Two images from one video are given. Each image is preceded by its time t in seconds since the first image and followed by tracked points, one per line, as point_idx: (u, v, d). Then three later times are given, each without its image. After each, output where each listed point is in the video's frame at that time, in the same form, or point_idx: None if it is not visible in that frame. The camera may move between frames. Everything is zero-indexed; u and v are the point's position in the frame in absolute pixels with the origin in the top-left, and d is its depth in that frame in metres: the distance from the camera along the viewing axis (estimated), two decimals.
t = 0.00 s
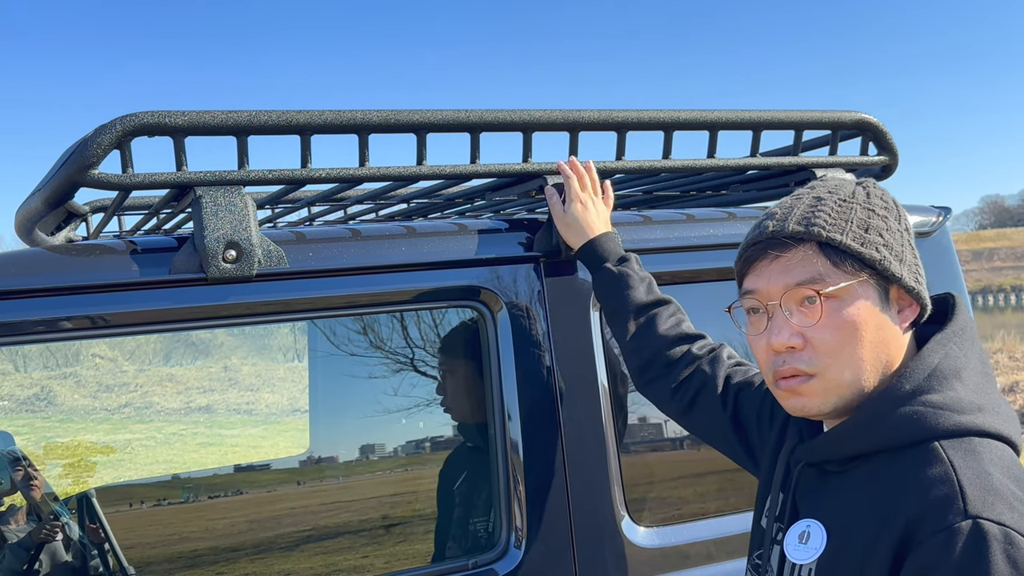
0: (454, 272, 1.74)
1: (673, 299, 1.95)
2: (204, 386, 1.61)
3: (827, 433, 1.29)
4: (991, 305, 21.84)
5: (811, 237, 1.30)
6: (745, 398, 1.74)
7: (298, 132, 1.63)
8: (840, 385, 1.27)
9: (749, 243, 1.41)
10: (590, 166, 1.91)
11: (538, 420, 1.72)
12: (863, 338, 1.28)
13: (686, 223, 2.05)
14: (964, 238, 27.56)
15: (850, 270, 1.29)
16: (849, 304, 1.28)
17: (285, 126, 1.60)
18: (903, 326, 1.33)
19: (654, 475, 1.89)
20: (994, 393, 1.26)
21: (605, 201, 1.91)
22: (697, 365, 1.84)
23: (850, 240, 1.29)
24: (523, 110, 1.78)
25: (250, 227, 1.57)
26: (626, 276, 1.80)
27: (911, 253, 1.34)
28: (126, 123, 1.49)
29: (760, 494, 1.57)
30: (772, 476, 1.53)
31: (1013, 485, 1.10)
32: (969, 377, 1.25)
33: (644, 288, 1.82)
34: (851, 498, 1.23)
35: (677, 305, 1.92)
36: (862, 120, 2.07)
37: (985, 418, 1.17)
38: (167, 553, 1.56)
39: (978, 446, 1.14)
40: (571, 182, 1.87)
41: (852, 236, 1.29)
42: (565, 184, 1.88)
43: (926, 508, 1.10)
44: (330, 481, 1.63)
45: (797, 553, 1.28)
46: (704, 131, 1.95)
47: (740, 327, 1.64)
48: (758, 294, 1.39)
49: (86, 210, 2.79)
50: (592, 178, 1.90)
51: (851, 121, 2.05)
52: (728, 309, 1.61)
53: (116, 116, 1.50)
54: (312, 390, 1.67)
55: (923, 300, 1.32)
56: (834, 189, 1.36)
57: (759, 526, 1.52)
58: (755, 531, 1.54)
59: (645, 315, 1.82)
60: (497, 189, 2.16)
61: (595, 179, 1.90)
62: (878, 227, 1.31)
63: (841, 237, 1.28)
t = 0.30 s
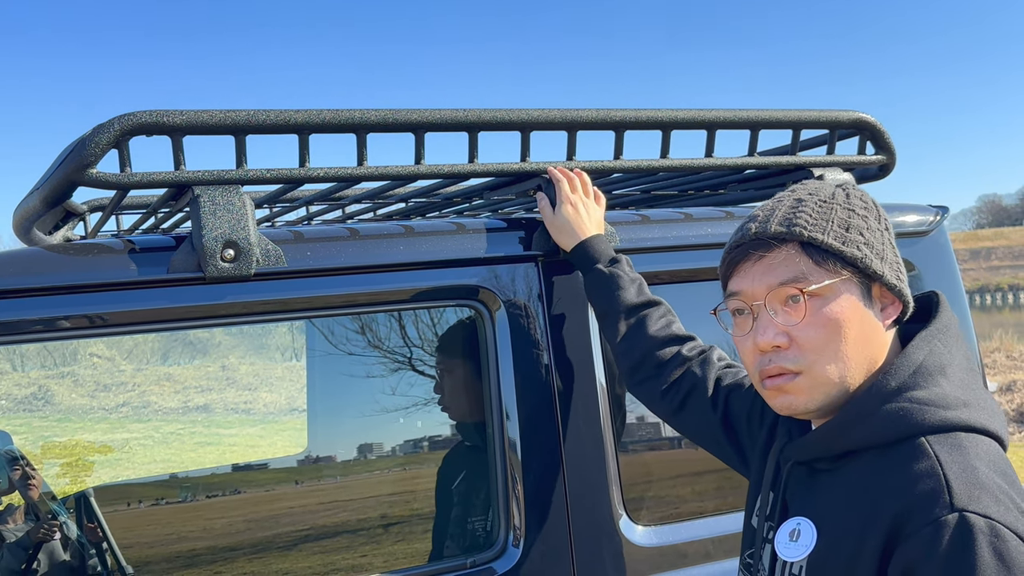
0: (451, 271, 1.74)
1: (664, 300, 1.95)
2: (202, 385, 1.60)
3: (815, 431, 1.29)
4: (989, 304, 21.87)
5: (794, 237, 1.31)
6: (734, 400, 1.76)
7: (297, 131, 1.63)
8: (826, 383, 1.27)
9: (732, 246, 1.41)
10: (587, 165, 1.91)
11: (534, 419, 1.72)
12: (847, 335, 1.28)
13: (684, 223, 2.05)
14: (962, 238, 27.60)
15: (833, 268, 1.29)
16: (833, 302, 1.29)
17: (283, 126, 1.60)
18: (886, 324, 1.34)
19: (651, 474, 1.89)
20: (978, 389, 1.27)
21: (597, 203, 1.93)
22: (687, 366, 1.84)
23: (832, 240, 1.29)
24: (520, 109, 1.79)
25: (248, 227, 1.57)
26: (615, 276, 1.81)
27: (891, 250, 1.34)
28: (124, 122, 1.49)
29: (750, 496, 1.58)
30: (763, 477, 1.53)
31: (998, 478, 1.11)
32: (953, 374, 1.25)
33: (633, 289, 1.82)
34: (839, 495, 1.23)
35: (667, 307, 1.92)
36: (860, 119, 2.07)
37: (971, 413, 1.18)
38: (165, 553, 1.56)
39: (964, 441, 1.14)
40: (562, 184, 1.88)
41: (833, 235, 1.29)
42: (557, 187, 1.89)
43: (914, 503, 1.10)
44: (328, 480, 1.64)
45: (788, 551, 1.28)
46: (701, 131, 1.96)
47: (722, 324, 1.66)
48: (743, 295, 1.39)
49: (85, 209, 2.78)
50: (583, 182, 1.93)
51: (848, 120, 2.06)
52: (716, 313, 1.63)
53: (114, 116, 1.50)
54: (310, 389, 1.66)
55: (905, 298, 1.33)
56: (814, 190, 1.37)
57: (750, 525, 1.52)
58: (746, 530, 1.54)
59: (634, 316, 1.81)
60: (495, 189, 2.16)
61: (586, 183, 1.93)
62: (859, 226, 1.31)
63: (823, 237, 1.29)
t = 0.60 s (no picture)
0: (448, 271, 1.74)
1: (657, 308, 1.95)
2: (199, 384, 1.60)
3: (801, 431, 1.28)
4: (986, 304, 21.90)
5: (781, 241, 1.31)
6: (722, 405, 1.76)
7: (293, 130, 1.63)
8: (814, 385, 1.28)
9: (718, 248, 1.40)
10: (583, 165, 1.91)
11: (531, 418, 1.72)
12: (833, 338, 1.29)
13: (680, 222, 2.05)
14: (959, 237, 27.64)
15: (819, 272, 1.30)
16: (819, 304, 1.29)
17: (280, 125, 1.60)
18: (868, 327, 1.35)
19: (647, 473, 1.89)
20: (958, 382, 1.28)
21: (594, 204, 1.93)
22: (675, 374, 1.84)
23: (818, 243, 1.30)
24: (517, 109, 1.79)
25: (244, 226, 1.57)
26: (612, 283, 1.80)
27: (873, 254, 1.36)
28: (120, 121, 1.48)
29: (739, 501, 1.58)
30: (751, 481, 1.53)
31: (984, 468, 1.12)
32: (933, 368, 1.26)
33: (627, 296, 1.82)
34: (829, 493, 1.23)
35: (658, 315, 1.92)
36: (856, 118, 2.07)
37: (953, 406, 1.19)
38: (161, 552, 1.55)
39: (948, 433, 1.15)
40: (558, 187, 1.89)
41: (819, 239, 1.30)
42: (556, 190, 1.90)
43: (904, 496, 1.10)
44: (325, 480, 1.64)
45: (780, 551, 1.27)
46: (698, 130, 1.96)
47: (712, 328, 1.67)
48: (730, 297, 1.38)
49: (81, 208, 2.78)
50: (580, 183, 1.93)
51: (845, 120, 2.06)
52: (704, 317, 1.65)
53: (109, 115, 1.50)
54: (307, 387, 1.66)
55: (887, 300, 1.34)
56: (798, 194, 1.37)
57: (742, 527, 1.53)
58: (738, 531, 1.54)
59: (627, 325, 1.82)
60: (491, 188, 2.16)
61: (582, 184, 1.93)
62: (843, 230, 1.33)
63: (810, 241, 1.29)
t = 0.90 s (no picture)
0: (443, 270, 1.74)
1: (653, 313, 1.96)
2: (195, 384, 1.60)
3: (794, 427, 1.29)
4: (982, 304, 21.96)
5: (757, 238, 1.33)
6: (721, 409, 1.78)
7: (289, 129, 1.63)
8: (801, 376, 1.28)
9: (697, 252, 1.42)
10: (579, 165, 1.91)
11: (526, 416, 1.72)
12: (817, 327, 1.30)
13: (676, 222, 2.05)
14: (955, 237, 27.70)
15: (797, 265, 1.31)
16: (800, 295, 1.30)
17: (276, 124, 1.60)
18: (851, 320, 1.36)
19: (643, 473, 1.89)
20: (946, 370, 1.28)
21: (592, 205, 1.92)
22: (673, 377, 1.86)
23: (792, 238, 1.31)
24: (513, 108, 1.79)
25: (241, 226, 1.57)
26: (609, 285, 1.80)
27: (849, 246, 1.37)
28: (116, 120, 1.48)
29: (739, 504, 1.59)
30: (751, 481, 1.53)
31: (977, 448, 1.12)
32: (920, 356, 1.27)
33: (624, 300, 1.83)
34: (826, 487, 1.23)
35: (655, 320, 1.93)
36: (851, 118, 2.08)
37: (942, 391, 1.19)
38: (158, 552, 1.55)
39: (939, 418, 1.16)
40: (558, 190, 1.89)
41: (794, 234, 1.32)
42: (553, 192, 1.90)
43: (899, 482, 1.11)
44: (321, 479, 1.63)
45: (783, 549, 1.27)
46: (693, 129, 1.96)
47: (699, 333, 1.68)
48: (713, 298, 1.40)
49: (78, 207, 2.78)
50: (577, 185, 1.93)
51: (840, 120, 2.07)
52: (687, 321, 1.67)
53: (105, 114, 1.50)
54: (303, 387, 1.65)
55: (867, 291, 1.35)
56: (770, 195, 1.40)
57: (745, 528, 1.53)
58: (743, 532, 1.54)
59: (625, 326, 1.82)
60: (487, 188, 2.17)
61: (581, 186, 1.93)
62: (817, 225, 1.34)
63: (785, 236, 1.31)
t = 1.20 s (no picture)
0: (438, 270, 1.74)
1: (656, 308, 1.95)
2: (190, 384, 1.60)
3: (805, 426, 1.29)
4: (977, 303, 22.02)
5: (793, 228, 1.32)
6: (726, 406, 1.76)
7: (284, 129, 1.63)
8: (826, 372, 1.28)
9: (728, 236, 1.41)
10: (574, 164, 1.91)
11: (522, 417, 1.73)
12: (846, 325, 1.30)
13: (671, 221, 2.05)
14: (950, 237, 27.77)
15: (831, 259, 1.31)
16: (833, 291, 1.30)
17: (270, 124, 1.60)
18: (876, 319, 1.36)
19: (638, 472, 1.90)
20: (959, 368, 1.28)
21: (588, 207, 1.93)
22: (677, 374, 1.84)
23: (830, 231, 1.31)
24: (508, 108, 1.79)
25: (235, 225, 1.57)
26: (609, 285, 1.80)
27: (881, 244, 1.38)
28: (110, 120, 1.48)
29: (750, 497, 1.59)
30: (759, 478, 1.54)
31: (992, 450, 1.12)
32: (933, 355, 1.27)
33: (626, 297, 1.83)
34: (837, 488, 1.24)
35: (659, 315, 1.92)
36: (846, 118, 2.08)
37: (955, 390, 1.19)
38: (152, 552, 1.55)
39: (952, 417, 1.15)
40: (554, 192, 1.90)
41: (832, 227, 1.32)
42: (549, 192, 1.91)
43: (911, 484, 1.11)
44: (316, 479, 1.63)
45: (794, 549, 1.28)
46: (688, 129, 1.96)
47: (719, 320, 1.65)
48: (741, 284, 1.39)
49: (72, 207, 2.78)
50: (573, 188, 1.93)
51: (834, 120, 2.07)
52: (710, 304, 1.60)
53: (99, 113, 1.49)
54: (297, 386, 1.66)
55: (895, 291, 1.35)
56: (807, 185, 1.39)
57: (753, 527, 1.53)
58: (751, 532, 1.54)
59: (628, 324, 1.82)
60: (482, 188, 2.17)
61: (576, 188, 1.94)
62: (854, 220, 1.34)
63: (823, 228, 1.31)
